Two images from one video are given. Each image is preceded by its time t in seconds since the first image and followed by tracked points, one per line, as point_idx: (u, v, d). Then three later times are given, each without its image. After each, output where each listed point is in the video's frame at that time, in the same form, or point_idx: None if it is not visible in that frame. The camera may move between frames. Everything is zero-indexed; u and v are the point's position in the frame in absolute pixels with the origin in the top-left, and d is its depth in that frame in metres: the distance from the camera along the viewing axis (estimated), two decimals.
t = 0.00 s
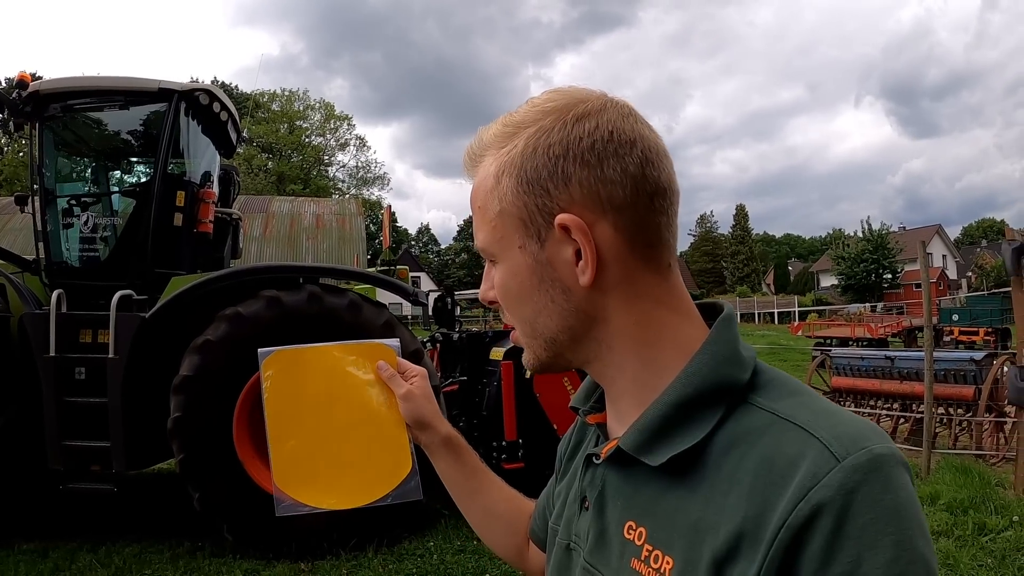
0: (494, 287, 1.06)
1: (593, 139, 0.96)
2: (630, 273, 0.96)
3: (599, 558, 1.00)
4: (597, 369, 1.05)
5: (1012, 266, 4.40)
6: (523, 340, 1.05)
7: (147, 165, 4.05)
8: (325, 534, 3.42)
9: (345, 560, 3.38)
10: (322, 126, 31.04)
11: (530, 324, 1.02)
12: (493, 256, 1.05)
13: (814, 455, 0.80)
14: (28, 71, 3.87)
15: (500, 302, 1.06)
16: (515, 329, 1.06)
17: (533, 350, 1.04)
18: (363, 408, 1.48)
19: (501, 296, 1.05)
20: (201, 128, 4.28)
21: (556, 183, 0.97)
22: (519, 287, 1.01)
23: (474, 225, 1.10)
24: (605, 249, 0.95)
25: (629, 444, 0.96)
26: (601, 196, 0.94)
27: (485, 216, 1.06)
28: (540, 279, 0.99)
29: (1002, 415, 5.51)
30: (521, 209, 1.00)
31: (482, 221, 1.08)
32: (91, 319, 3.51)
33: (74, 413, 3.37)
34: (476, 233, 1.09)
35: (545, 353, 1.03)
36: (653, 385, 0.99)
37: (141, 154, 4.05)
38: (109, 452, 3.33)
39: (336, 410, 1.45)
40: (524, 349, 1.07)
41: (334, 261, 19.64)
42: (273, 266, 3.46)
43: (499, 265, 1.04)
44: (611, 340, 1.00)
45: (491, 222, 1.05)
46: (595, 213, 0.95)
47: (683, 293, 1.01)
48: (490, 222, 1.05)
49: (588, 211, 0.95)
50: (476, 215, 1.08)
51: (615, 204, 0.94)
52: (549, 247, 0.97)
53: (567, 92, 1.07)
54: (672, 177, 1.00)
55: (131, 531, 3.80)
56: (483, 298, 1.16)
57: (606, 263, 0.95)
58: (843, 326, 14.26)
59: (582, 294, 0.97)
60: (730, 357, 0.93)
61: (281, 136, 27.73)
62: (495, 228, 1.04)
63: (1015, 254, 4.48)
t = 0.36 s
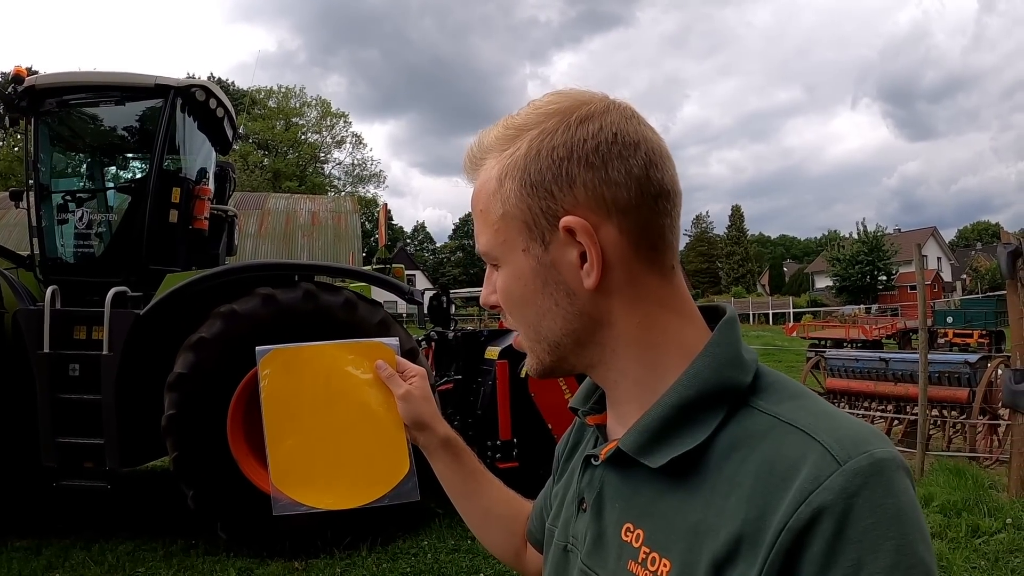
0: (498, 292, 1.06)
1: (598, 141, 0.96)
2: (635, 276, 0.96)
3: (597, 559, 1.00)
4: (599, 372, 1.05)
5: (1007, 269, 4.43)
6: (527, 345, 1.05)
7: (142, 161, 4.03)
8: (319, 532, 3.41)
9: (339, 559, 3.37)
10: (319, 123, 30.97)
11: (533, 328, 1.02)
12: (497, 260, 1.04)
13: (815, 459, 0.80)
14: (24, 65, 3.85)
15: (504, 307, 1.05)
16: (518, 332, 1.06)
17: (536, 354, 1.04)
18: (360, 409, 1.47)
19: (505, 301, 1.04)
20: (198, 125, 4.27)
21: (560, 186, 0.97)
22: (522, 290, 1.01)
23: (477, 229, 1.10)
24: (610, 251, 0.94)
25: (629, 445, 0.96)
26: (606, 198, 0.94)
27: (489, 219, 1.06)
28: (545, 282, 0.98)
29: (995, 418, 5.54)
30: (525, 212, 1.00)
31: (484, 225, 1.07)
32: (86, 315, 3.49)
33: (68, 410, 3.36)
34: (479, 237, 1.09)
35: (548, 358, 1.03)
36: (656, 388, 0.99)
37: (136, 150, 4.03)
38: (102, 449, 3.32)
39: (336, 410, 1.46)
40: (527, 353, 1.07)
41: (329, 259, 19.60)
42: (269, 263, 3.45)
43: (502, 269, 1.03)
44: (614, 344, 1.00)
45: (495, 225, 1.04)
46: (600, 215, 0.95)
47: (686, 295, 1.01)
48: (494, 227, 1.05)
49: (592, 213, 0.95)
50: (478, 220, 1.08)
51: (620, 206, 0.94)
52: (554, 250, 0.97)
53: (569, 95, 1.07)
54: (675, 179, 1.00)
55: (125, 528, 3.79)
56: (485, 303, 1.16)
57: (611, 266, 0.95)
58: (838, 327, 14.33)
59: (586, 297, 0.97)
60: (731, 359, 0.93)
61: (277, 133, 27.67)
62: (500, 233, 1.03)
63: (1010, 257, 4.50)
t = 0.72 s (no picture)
0: (525, 280, 0.99)
1: (648, 137, 1.00)
2: (669, 269, 0.97)
3: (597, 557, 1.00)
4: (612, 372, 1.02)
5: (1007, 274, 4.42)
6: (552, 337, 0.97)
7: (143, 157, 4.03)
8: (316, 531, 3.41)
9: (335, 558, 3.37)
10: (320, 121, 30.95)
11: (561, 316, 0.96)
12: (536, 240, 0.98)
13: (814, 455, 0.80)
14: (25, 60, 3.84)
15: (532, 294, 0.98)
16: (534, 322, 0.99)
17: (559, 348, 0.98)
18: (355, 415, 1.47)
19: (539, 287, 0.97)
20: (199, 121, 4.27)
21: (618, 171, 0.97)
22: (567, 274, 0.95)
23: (503, 209, 1.02)
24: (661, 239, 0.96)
25: (630, 443, 0.96)
26: (656, 190, 0.98)
27: (529, 197, 1.00)
28: (593, 266, 0.95)
29: (993, 423, 5.55)
30: (579, 192, 0.97)
31: (519, 203, 1.00)
32: (84, 311, 3.49)
33: (66, 405, 3.35)
34: (507, 216, 1.01)
35: (568, 350, 0.97)
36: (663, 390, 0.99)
37: (137, 146, 4.03)
38: (99, 445, 3.31)
39: (331, 416, 1.45)
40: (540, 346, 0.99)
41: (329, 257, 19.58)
42: (269, 260, 3.45)
43: (541, 251, 0.97)
44: (641, 340, 0.99)
45: (538, 204, 0.99)
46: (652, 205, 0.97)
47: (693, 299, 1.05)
48: (537, 205, 0.99)
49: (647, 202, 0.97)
50: (510, 198, 1.01)
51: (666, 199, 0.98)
52: (607, 234, 0.95)
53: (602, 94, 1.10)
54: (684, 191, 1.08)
55: (121, 525, 3.78)
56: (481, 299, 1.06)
57: (658, 254, 0.95)
58: (837, 331, 14.34)
59: (632, 285, 0.95)
60: (732, 358, 0.93)
61: (278, 131, 27.65)
62: (543, 212, 0.98)
63: (1010, 263, 4.50)
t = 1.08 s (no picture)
0: (645, 259, 0.95)
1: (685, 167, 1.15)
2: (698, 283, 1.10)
3: (599, 568, 1.00)
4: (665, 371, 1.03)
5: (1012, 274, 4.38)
6: (659, 325, 0.95)
7: (146, 151, 4.03)
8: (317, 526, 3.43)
9: (336, 553, 3.38)
10: (324, 115, 30.90)
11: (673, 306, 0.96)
12: (662, 221, 0.97)
13: (814, 462, 0.80)
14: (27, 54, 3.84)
15: (652, 276, 0.95)
16: (647, 311, 0.94)
17: (659, 338, 0.96)
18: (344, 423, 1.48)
19: (659, 271, 0.95)
20: (201, 115, 4.26)
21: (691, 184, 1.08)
22: (681, 263, 0.98)
23: (627, 177, 0.98)
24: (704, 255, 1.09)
25: (631, 455, 0.97)
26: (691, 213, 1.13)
27: (655, 175, 0.99)
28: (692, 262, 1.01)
29: (996, 423, 5.53)
30: (682, 188, 1.03)
31: (646, 179, 0.98)
32: (86, 305, 3.52)
33: (68, 399, 3.36)
34: (631, 187, 0.97)
35: (665, 345, 0.96)
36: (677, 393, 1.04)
37: (140, 140, 4.03)
38: (101, 438, 3.32)
39: (320, 425, 1.47)
40: (642, 338, 0.95)
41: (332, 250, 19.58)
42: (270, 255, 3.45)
43: (664, 234, 0.97)
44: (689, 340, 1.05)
45: (661, 185, 0.99)
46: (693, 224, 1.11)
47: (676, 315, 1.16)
48: (662, 184, 0.99)
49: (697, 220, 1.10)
50: (637, 169, 0.98)
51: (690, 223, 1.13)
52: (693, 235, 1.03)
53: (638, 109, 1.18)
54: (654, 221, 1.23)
55: (123, 519, 3.79)
56: (582, 276, 0.96)
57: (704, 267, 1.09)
58: (840, 328, 14.30)
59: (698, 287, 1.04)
60: (729, 368, 0.94)
61: (282, 124, 27.61)
62: (665, 194, 0.99)
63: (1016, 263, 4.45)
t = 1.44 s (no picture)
0: (645, 258, 0.95)
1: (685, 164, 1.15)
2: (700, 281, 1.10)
3: (600, 567, 1.00)
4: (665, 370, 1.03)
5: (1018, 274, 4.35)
6: (659, 323, 0.95)
7: (151, 152, 4.05)
8: (322, 525, 3.44)
9: (341, 552, 3.39)
10: (329, 115, 30.94)
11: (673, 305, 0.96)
12: (663, 219, 0.97)
13: (814, 462, 0.79)
14: (32, 56, 3.86)
15: (652, 275, 0.95)
16: (647, 309, 0.94)
17: (659, 336, 0.96)
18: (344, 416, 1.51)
19: (658, 269, 0.95)
20: (206, 116, 4.27)
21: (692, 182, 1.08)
22: (682, 261, 0.98)
23: (626, 175, 0.98)
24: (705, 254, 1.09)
25: (633, 453, 0.97)
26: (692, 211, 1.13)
27: (656, 172, 0.99)
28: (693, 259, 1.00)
29: (1002, 423, 5.50)
30: (684, 186, 1.02)
31: (647, 177, 0.98)
32: (92, 306, 3.52)
33: (74, 399, 3.38)
34: (630, 185, 0.97)
35: (666, 344, 0.96)
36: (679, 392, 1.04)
37: (146, 141, 4.04)
38: (107, 438, 3.34)
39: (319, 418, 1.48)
40: (642, 337, 0.95)
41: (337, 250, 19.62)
42: (275, 255, 3.46)
43: (665, 232, 0.97)
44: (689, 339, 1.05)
45: (663, 182, 0.99)
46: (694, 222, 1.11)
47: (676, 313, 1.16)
48: (662, 182, 0.98)
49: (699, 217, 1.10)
50: (637, 167, 0.98)
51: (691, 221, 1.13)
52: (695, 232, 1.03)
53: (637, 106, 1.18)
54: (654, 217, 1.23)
55: (128, 518, 3.81)
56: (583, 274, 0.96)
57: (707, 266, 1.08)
58: (846, 327, 14.26)
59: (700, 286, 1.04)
60: (730, 366, 0.94)
61: (287, 124, 27.66)
62: (666, 192, 0.98)
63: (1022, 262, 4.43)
